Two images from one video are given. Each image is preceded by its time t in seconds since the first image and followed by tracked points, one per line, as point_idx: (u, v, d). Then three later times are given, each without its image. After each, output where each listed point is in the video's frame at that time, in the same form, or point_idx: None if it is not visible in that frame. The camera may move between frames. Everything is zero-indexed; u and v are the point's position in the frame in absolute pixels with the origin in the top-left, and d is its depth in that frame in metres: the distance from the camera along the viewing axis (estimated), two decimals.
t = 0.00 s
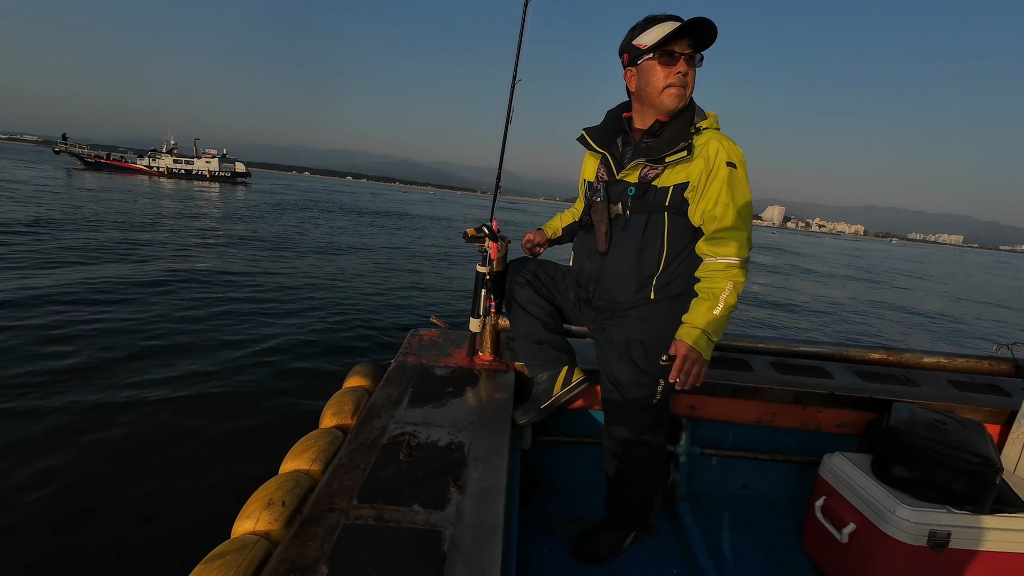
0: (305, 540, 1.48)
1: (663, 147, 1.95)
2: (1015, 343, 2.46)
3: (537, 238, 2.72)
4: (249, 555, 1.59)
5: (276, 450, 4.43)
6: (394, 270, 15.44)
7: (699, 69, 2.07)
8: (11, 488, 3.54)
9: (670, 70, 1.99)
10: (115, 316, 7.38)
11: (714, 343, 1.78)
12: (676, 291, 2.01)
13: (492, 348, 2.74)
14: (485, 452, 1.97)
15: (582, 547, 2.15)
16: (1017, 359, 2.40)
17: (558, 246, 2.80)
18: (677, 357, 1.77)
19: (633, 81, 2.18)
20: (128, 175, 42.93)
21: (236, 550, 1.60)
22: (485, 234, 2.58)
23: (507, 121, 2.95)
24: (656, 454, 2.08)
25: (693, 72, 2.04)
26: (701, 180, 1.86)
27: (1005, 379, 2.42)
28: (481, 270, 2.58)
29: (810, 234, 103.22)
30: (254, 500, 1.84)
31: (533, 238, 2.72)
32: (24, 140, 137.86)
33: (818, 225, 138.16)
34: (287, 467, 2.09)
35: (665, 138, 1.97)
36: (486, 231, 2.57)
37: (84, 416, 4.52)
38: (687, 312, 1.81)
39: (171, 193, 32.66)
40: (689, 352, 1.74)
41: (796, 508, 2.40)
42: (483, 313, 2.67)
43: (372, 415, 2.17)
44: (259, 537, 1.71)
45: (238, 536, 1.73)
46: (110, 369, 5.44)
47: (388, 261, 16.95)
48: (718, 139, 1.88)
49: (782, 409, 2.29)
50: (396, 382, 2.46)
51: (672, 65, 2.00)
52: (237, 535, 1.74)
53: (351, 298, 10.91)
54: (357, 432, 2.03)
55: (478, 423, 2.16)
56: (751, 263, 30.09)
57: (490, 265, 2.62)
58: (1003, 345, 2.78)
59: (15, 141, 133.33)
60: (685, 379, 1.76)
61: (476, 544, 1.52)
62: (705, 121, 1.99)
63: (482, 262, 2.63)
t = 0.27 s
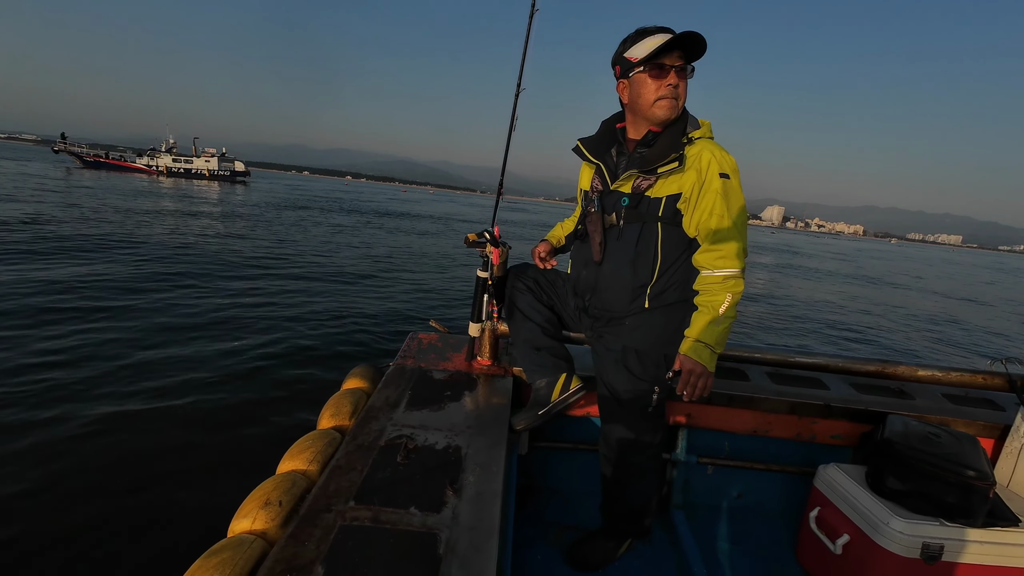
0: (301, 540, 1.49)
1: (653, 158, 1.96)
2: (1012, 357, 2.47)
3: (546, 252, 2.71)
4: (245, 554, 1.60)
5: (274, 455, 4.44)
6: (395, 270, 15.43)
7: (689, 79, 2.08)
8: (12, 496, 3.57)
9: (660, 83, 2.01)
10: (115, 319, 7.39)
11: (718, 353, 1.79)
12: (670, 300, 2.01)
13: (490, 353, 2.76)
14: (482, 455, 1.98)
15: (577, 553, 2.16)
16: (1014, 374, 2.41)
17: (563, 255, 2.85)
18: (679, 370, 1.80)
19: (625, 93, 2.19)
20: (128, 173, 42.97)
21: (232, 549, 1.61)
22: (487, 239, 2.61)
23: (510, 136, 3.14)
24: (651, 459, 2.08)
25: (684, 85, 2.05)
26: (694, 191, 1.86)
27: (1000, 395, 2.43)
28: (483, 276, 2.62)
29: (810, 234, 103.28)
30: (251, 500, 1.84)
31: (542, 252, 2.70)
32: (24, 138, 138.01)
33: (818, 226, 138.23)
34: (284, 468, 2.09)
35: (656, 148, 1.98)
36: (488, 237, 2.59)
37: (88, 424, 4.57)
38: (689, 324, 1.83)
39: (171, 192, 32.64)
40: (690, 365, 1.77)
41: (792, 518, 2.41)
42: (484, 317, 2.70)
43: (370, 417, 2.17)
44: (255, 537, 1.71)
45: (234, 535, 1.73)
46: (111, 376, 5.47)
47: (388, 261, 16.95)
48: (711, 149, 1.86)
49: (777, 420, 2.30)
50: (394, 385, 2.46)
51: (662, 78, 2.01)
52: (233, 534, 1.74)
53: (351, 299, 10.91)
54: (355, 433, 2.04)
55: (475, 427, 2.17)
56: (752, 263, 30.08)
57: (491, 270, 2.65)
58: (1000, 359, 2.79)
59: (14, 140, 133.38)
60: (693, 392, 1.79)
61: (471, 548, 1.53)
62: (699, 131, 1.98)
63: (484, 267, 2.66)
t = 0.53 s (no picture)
0: (297, 545, 1.49)
1: (643, 168, 1.97)
2: (1009, 369, 2.49)
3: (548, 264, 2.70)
4: (242, 558, 1.59)
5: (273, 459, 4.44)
6: (394, 269, 15.43)
7: (677, 87, 2.05)
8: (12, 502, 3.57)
9: (637, 92, 2.03)
10: (114, 321, 7.38)
11: (691, 364, 1.78)
12: (659, 310, 2.00)
13: (489, 359, 2.75)
14: (479, 461, 1.98)
15: (575, 560, 2.16)
16: (1012, 383, 2.41)
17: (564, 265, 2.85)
18: (652, 377, 1.81)
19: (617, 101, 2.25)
20: (126, 171, 42.86)
21: (228, 552, 1.60)
22: (487, 245, 2.60)
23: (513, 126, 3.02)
24: (649, 464, 2.08)
25: (666, 93, 2.02)
26: (682, 202, 1.85)
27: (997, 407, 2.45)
28: (483, 282, 2.62)
29: (809, 233, 103.33)
30: (248, 503, 1.84)
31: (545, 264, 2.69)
32: (22, 136, 137.61)
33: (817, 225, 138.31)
34: (282, 471, 2.08)
35: (648, 158, 1.98)
36: (488, 243, 2.58)
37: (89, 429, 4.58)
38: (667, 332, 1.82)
39: (170, 190, 32.58)
40: (663, 373, 1.77)
41: (789, 527, 2.41)
42: (484, 323, 2.70)
43: (368, 422, 2.17)
44: (251, 541, 1.71)
45: (231, 539, 1.73)
46: (111, 379, 5.47)
47: (387, 261, 16.93)
48: (701, 159, 1.84)
49: (775, 428, 2.31)
50: (393, 390, 2.46)
51: (639, 86, 2.03)
52: (229, 538, 1.73)
53: (350, 299, 10.90)
54: (353, 438, 2.03)
55: (473, 432, 2.16)
56: (751, 262, 30.11)
57: (491, 276, 2.65)
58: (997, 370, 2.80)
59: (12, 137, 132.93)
60: (661, 399, 1.80)
61: (468, 554, 1.52)
62: (692, 140, 1.96)
63: (484, 273, 2.66)
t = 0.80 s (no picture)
0: (294, 552, 1.47)
1: (641, 174, 1.96)
2: (1010, 372, 2.48)
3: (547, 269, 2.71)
4: (238, 566, 1.57)
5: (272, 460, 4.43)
6: (393, 269, 15.40)
7: (667, 92, 2.00)
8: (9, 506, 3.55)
9: (621, 98, 2.06)
10: (112, 319, 7.34)
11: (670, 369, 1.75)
12: (653, 316, 2.00)
13: (488, 364, 2.74)
14: (478, 467, 1.96)
15: (574, 566, 2.14)
16: (1011, 385, 2.41)
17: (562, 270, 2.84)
18: (630, 378, 1.79)
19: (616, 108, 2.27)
20: (124, 168, 42.72)
21: (225, 560, 1.59)
22: (485, 250, 2.59)
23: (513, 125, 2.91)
24: (648, 470, 2.07)
25: (649, 97, 2.00)
26: (677, 208, 1.84)
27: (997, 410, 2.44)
28: (482, 286, 2.60)
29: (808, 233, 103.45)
30: (244, 510, 1.82)
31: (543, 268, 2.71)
32: (20, 133, 137.20)
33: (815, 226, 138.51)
34: (279, 478, 2.06)
35: (646, 164, 1.97)
36: (487, 248, 2.56)
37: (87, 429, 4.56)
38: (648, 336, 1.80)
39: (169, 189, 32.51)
40: (642, 376, 1.75)
41: (790, 533, 2.39)
42: (482, 328, 2.69)
43: (366, 428, 2.15)
44: (248, 548, 1.69)
45: (227, 547, 1.71)
46: (108, 378, 5.44)
47: (386, 261, 16.90)
48: (699, 167, 1.82)
49: (775, 433, 2.29)
50: (391, 395, 2.44)
51: (624, 93, 2.06)
52: (225, 546, 1.72)
53: (349, 298, 10.88)
54: (351, 444, 2.01)
55: (472, 438, 2.15)
56: (751, 262, 30.13)
57: (490, 281, 2.64)
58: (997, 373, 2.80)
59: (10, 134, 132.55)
60: (637, 401, 1.78)
61: (466, 561, 1.50)
62: (690, 148, 1.94)
63: (482, 278, 2.65)
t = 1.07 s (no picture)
0: (301, 558, 1.45)
1: (644, 174, 1.94)
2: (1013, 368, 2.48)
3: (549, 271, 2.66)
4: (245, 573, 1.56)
5: (275, 459, 4.42)
6: (393, 268, 15.40)
7: (668, 92, 1.97)
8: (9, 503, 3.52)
9: (624, 97, 2.07)
10: (111, 318, 7.30)
11: (686, 372, 1.74)
12: (658, 317, 1.98)
13: (492, 366, 2.72)
14: (484, 470, 1.95)
15: (581, 569, 2.13)
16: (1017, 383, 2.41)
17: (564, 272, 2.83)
18: (647, 385, 1.78)
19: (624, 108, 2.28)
20: (122, 165, 42.57)
21: (232, 568, 1.57)
22: (488, 252, 2.57)
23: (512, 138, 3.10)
24: (654, 472, 2.06)
25: (649, 96, 1.99)
26: (682, 209, 1.82)
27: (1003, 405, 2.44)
28: (483, 288, 2.60)
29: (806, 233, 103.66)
30: (251, 517, 1.81)
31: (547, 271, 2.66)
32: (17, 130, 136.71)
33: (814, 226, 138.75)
34: (284, 484, 2.05)
35: (649, 163, 1.96)
36: (489, 250, 2.55)
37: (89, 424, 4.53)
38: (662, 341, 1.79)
39: (167, 186, 32.42)
40: (658, 381, 1.74)
41: (797, 534, 2.38)
42: (484, 330, 2.68)
43: (371, 432, 2.14)
44: (255, 555, 1.68)
45: (234, 554, 1.69)
46: (107, 376, 5.40)
47: (386, 259, 16.88)
48: (703, 168, 1.81)
49: (780, 432, 2.28)
50: (396, 399, 2.43)
51: (627, 92, 2.07)
52: (232, 553, 1.70)
53: (349, 297, 10.86)
54: (356, 448, 2.00)
55: (477, 441, 2.13)
56: (749, 263, 30.19)
57: (492, 283, 2.62)
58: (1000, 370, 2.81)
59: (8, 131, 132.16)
60: (659, 407, 1.76)
61: (474, 565, 1.49)
62: (695, 149, 1.93)
63: (484, 280, 2.62)
